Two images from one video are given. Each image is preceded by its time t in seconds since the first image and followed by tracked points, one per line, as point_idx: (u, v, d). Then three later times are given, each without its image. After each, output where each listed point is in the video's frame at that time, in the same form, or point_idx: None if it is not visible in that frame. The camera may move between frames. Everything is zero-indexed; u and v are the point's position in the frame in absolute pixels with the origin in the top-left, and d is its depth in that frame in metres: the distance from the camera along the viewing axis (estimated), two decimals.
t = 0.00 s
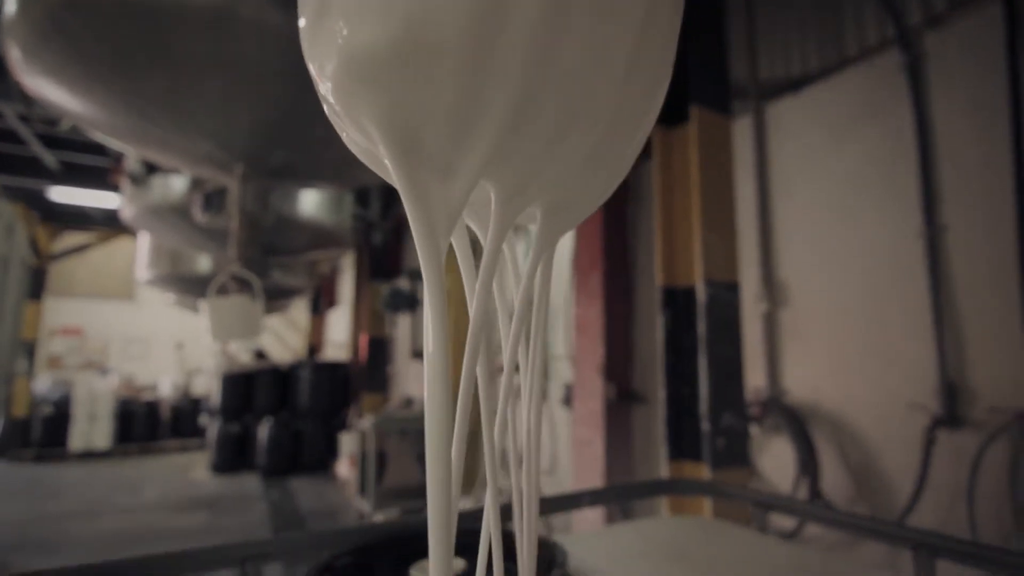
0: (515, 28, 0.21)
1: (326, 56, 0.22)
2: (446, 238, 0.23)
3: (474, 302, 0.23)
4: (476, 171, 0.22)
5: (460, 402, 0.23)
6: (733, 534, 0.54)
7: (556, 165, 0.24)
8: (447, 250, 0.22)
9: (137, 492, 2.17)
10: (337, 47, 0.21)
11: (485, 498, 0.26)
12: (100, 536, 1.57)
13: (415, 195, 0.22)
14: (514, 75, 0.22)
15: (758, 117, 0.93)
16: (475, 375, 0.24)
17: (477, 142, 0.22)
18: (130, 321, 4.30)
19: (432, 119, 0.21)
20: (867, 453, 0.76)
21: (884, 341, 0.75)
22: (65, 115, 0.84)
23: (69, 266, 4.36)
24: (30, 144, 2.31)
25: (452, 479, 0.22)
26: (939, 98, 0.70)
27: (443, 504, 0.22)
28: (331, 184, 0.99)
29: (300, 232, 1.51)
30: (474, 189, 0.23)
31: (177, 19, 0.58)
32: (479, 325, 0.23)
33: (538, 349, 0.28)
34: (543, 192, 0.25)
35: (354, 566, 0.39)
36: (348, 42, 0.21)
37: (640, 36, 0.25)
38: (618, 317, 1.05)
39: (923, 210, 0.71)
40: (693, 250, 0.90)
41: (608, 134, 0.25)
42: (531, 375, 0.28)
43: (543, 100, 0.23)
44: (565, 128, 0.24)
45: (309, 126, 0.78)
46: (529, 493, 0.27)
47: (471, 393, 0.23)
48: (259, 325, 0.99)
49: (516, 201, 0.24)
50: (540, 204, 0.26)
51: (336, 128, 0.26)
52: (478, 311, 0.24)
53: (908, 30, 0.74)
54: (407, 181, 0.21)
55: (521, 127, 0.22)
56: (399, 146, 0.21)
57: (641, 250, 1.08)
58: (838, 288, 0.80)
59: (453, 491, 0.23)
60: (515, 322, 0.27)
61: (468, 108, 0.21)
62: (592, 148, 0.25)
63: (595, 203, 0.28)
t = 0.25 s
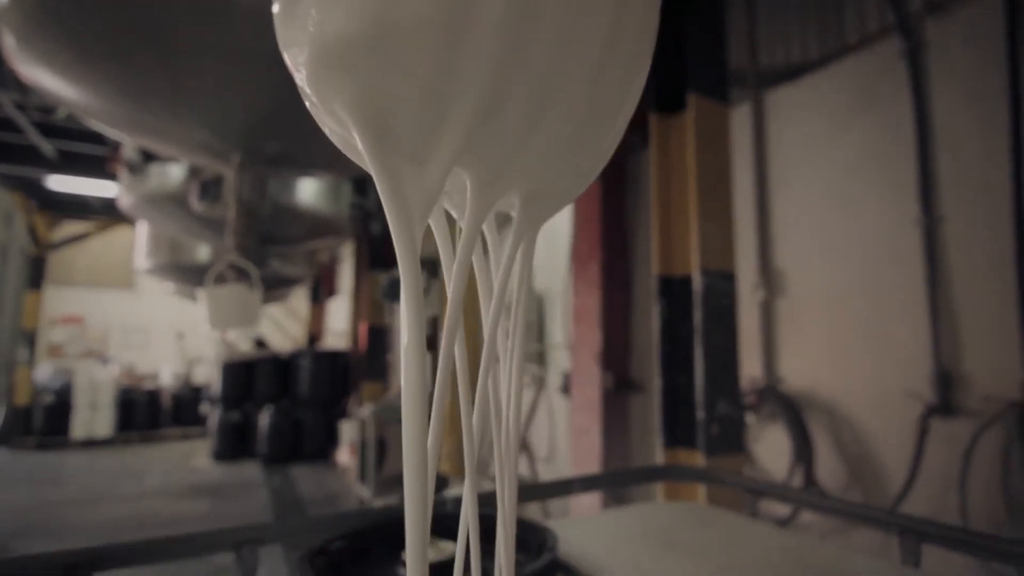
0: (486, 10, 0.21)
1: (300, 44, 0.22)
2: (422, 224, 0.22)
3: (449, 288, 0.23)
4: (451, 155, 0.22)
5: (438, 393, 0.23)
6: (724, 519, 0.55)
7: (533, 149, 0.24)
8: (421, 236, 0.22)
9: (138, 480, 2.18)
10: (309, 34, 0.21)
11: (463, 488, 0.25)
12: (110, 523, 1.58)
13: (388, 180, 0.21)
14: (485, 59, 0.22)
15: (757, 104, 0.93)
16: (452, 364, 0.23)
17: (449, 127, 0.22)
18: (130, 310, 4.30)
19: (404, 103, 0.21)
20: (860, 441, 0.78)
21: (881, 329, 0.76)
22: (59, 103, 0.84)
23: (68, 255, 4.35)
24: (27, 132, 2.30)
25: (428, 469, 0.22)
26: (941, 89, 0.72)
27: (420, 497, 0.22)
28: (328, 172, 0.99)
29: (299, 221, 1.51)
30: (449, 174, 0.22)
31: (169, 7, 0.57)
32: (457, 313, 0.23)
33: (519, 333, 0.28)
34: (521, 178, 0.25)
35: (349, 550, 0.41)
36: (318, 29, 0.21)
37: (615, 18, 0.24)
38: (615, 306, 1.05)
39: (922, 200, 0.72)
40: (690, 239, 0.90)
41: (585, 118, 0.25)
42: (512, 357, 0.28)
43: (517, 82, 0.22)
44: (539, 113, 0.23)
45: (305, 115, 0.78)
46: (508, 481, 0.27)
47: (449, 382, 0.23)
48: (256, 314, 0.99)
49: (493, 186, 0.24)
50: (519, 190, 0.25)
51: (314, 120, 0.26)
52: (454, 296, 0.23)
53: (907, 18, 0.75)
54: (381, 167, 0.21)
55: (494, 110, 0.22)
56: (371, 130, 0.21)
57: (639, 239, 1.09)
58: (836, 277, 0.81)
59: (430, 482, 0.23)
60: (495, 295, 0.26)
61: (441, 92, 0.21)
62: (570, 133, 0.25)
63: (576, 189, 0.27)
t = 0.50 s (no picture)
0: None
1: (282, 30, 0.21)
2: (405, 212, 0.22)
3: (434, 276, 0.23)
4: (434, 142, 0.22)
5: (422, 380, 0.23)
6: (718, 507, 0.56)
7: (516, 135, 0.24)
8: (405, 224, 0.22)
9: (141, 469, 2.20)
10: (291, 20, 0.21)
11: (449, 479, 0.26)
12: (112, 515, 1.57)
13: (371, 167, 0.21)
14: (465, 45, 0.21)
15: (756, 93, 0.92)
16: (438, 353, 0.24)
17: (431, 114, 0.22)
18: (130, 301, 4.28)
19: (386, 90, 0.21)
20: (857, 431, 0.78)
21: (877, 318, 0.76)
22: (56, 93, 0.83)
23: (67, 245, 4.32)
24: (24, 122, 2.28)
25: (412, 460, 0.22)
26: (941, 79, 0.71)
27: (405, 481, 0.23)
28: (325, 161, 0.99)
29: (298, 210, 1.50)
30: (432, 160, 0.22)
31: None
32: (441, 301, 0.23)
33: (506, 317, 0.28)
34: (505, 163, 0.25)
35: (345, 535, 0.43)
36: (298, 13, 0.21)
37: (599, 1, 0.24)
38: (615, 296, 1.05)
39: (921, 189, 0.72)
40: (688, 229, 0.91)
41: (566, 104, 0.25)
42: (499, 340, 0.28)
43: (497, 66, 0.22)
44: (521, 100, 0.23)
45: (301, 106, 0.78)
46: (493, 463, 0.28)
47: (434, 369, 0.23)
48: (255, 304, 0.99)
49: (478, 173, 0.24)
50: (505, 178, 0.25)
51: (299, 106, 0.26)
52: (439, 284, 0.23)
53: (908, 7, 0.75)
54: (363, 154, 0.21)
55: (475, 95, 0.22)
56: (354, 117, 0.21)
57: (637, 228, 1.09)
58: (834, 267, 0.81)
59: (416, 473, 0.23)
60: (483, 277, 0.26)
61: (422, 77, 0.21)
62: (554, 120, 0.25)
63: (562, 175, 0.27)
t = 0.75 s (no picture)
0: None
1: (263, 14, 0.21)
2: (392, 202, 0.22)
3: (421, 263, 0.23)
4: (419, 130, 0.22)
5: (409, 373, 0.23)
6: (713, 496, 0.56)
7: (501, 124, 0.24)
8: (392, 214, 0.22)
9: (142, 459, 2.21)
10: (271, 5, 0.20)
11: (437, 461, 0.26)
12: (113, 506, 1.57)
13: (357, 157, 0.21)
14: (448, 34, 0.21)
15: (757, 84, 0.92)
16: (424, 339, 0.24)
17: (416, 103, 0.21)
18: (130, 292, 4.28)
19: (370, 78, 0.21)
20: (852, 421, 0.79)
21: (874, 309, 0.76)
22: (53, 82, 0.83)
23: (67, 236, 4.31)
24: (22, 112, 2.27)
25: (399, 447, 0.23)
26: (942, 68, 0.71)
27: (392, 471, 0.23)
28: (324, 151, 0.99)
29: (297, 201, 1.49)
30: (418, 149, 0.22)
31: None
32: (428, 288, 0.24)
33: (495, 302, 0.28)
34: (492, 151, 0.25)
35: (342, 523, 0.44)
36: None
37: None
38: (614, 287, 1.05)
39: (920, 180, 0.72)
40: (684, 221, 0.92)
41: (552, 91, 0.25)
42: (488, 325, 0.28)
43: (482, 55, 0.22)
44: (505, 89, 0.24)
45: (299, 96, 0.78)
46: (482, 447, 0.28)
47: (420, 356, 0.23)
48: (254, 294, 0.99)
49: (464, 161, 0.24)
50: (490, 166, 0.26)
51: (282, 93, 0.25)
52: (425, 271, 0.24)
53: None
54: (349, 143, 0.21)
55: (459, 83, 0.22)
56: (338, 106, 0.20)
57: (636, 219, 1.09)
58: (832, 258, 0.81)
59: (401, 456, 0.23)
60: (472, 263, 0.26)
61: (407, 65, 0.21)
62: (537, 109, 0.25)
63: (548, 162, 0.27)
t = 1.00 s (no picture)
0: None
1: None
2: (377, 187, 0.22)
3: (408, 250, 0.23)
4: (404, 115, 0.22)
5: (394, 358, 0.23)
6: (710, 483, 0.57)
7: (489, 109, 0.24)
8: (377, 200, 0.22)
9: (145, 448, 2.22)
10: None
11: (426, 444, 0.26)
12: (116, 495, 1.58)
13: (340, 143, 0.21)
14: (433, 18, 0.21)
15: (758, 71, 0.91)
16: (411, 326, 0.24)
17: (400, 88, 0.21)
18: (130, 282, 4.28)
19: (354, 63, 0.20)
20: (848, 410, 0.79)
21: (872, 299, 0.77)
22: (49, 71, 0.82)
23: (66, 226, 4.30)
24: (18, 101, 2.26)
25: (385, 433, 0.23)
26: (943, 57, 0.71)
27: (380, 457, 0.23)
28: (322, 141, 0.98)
29: (296, 191, 1.49)
30: (403, 135, 0.22)
31: None
32: (414, 274, 0.24)
33: (483, 291, 0.28)
34: (479, 138, 0.24)
35: (339, 510, 0.44)
36: None
37: None
38: (613, 277, 1.05)
39: (920, 170, 0.72)
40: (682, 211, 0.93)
41: (541, 77, 0.25)
42: (475, 314, 0.28)
43: (469, 40, 0.22)
44: (493, 77, 0.23)
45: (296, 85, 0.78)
46: (470, 436, 0.28)
47: (407, 343, 0.23)
48: (253, 284, 0.99)
49: (451, 148, 0.24)
50: (478, 153, 0.25)
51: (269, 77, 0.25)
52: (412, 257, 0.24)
53: None
54: (333, 129, 0.21)
55: (446, 68, 0.22)
56: (321, 92, 0.20)
57: (635, 208, 1.08)
58: (830, 248, 0.81)
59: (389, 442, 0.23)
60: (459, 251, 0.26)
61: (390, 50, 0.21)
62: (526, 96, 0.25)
63: (538, 148, 0.27)
